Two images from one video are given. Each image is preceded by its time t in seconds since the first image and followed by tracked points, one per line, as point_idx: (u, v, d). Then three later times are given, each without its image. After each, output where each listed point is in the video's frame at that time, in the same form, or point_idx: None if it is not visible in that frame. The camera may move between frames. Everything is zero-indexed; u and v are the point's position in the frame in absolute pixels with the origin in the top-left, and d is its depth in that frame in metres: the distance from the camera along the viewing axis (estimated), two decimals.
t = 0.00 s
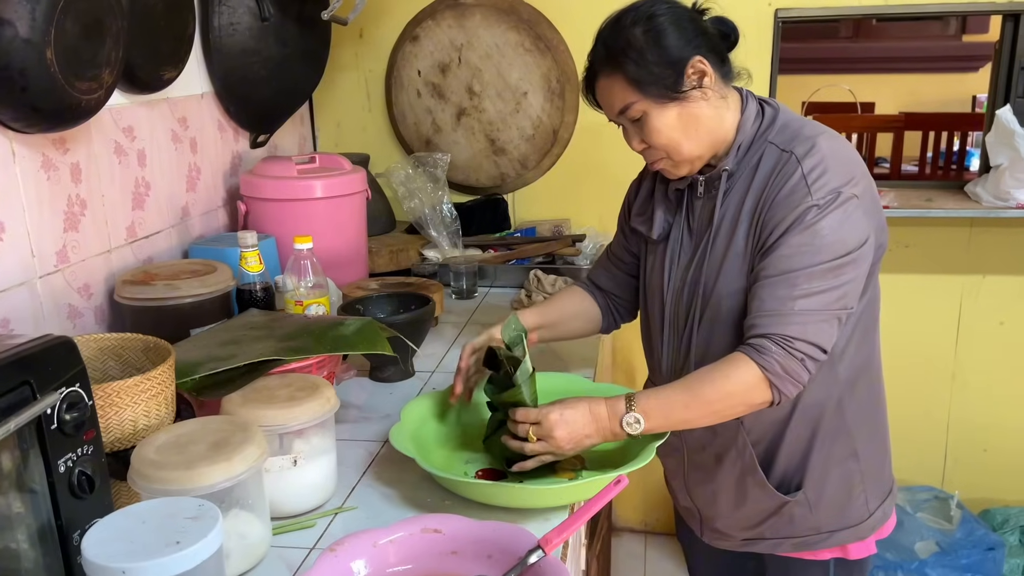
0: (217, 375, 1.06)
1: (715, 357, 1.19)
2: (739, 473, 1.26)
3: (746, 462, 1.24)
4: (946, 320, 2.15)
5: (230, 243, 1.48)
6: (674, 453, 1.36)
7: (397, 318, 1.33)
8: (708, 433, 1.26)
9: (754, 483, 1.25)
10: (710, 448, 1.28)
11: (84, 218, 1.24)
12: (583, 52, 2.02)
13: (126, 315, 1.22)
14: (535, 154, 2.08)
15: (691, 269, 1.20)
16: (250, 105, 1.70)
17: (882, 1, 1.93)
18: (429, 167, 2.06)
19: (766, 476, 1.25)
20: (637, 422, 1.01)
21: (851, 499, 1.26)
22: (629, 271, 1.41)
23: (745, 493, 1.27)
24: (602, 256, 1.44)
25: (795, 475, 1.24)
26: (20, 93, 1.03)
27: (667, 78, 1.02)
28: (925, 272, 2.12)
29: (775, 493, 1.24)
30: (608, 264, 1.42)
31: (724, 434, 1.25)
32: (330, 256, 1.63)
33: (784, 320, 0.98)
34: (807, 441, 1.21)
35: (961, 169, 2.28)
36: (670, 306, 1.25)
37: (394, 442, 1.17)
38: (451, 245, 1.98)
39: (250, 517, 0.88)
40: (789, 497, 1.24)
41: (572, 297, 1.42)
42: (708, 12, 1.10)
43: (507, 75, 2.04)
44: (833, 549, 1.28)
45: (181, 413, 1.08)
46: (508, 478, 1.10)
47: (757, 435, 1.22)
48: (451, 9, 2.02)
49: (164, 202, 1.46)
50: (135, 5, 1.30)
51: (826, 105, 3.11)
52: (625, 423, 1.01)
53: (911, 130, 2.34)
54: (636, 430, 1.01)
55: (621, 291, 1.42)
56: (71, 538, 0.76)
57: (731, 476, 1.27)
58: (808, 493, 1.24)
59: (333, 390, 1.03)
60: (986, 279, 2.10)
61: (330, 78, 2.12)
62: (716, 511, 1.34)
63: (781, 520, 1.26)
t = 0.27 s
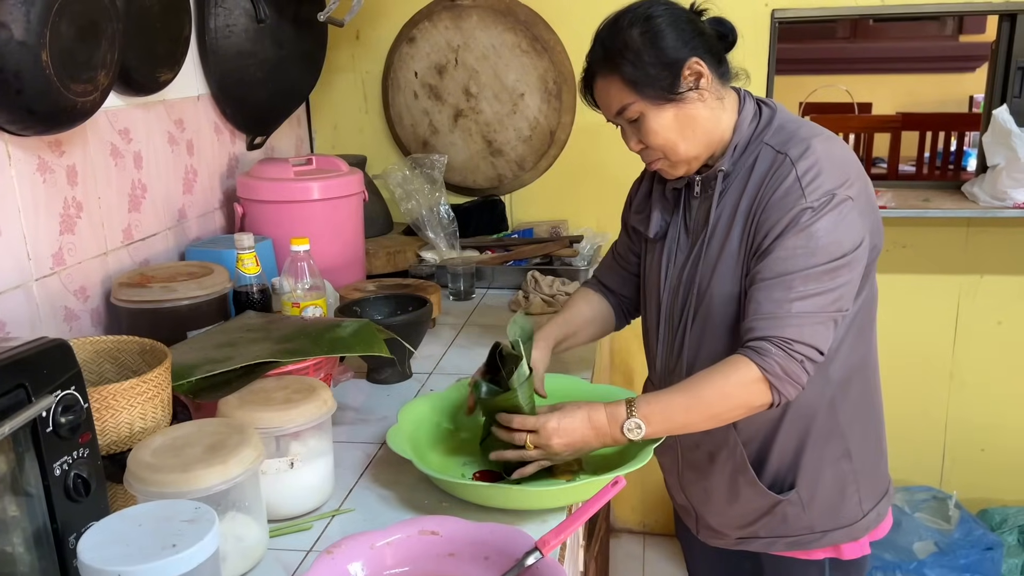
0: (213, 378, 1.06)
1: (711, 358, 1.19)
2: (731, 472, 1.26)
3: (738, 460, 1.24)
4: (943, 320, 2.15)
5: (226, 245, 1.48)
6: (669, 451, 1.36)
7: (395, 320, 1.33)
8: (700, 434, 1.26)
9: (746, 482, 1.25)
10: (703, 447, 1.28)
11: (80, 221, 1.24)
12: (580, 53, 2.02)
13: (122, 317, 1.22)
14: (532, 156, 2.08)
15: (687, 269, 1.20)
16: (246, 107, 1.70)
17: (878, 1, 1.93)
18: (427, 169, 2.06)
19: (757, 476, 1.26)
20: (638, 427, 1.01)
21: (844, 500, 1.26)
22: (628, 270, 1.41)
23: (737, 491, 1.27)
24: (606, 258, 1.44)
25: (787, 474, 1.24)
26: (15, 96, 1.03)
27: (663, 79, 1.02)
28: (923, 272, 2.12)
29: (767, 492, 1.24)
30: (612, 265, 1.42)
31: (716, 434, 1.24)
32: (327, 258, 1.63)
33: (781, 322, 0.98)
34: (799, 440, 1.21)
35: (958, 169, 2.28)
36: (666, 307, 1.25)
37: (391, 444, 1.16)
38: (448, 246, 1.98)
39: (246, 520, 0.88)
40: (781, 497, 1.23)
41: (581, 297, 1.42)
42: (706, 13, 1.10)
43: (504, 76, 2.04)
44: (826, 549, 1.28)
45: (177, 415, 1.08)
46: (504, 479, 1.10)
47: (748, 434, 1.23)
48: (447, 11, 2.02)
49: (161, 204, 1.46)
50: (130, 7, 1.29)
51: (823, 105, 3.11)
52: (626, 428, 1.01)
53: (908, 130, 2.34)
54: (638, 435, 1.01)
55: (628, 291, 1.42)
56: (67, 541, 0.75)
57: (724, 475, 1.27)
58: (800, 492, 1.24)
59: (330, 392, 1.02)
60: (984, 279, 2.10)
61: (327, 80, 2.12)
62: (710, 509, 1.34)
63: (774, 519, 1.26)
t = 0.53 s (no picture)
0: (210, 383, 1.05)
1: (711, 361, 1.19)
2: (732, 475, 1.26)
3: (740, 463, 1.23)
4: (940, 321, 2.15)
5: (223, 248, 1.48)
6: (670, 454, 1.36)
7: (392, 323, 1.33)
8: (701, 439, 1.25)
9: (748, 483, 1.24)
10: (704, 450, 1.28)
11: (77, 225, 1.24)
12: (576, 55, 2.02)
13: (119, 322, 1.22)
14: (529, 158, 2.09)
15: (687, 272, 1.20)
16: (243, 110, 1.70)
17: (874, 3, 1.93)
18: (424, 171, 2.06)
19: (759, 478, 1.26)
20: (644, 432, 0.99)
21: (844, 500, 1.26)
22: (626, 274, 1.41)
23: (739, 494, 1.27)
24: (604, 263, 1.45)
25: (789, 475, 1.25)
26: (11, 101, 1.03)
27: (659, 84, 1.02)
28: (920, 273, 2.13)
29: (770, 495, 1.24)
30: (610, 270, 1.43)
31: (717, 438, 1.24)
32: (324, 261, 1.63)
33: (785, 323, 0.98)
34: (800, 442, 1.21)
35: (955, 170, 2.28)
36: (666, 310, 1.25)
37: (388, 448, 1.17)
38: (446, 248, 1.97)
39: (243, 524, 0.88)
40: (783, 499, 1.24)
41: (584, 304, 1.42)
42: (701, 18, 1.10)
43: (501, 78, 2.04)
44: (827, 550, 1.29)
45: (174, 420, 1.08)
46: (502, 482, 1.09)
47: (749, 437, 1.23)
48: (444, 14, 2.02)
49: (158, 209, 1.46)
50: (126, 11, 1.29)
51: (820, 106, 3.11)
52: (633, 433, 0.99)
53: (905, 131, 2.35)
54: (644, 440, 0.99)
55: (628, 296, 1.42)
56: (64, 546, 0.75)
57: (725, 479, 1.27)
58: (802, 494, 1.24)
59: (327, 396, 1.02)
60: (981, 280, 2.11)
61: (324, 83, 2.12)
62: (712, 511, 1.34)
63: (776, 521, 1.26)
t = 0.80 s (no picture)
0: (209, 386, 1.06)
1: (711, 364, 1.20)
2: (735, 480, 1.26)
3: (742, 468, 1.23)
4: (939, 321, 2.16)
5: (222, 251, 1.48)
6: (671, 457, 1.36)
7: (391, 325, 1.32)
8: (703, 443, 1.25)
9: (750, 488, 1.24)
10: (707, 454, 1.28)
11: (76, 229, 1.24)
12: (574, 57, 2.03)
13: (118, 325, 1.22)
14: (528, 160, 2.09)
15: (687, 276, 1.20)
16: (241, 113, 1.70)
17: (871, 3, 1.93)
18: (422, 174, 2.06)
19: (762, 481, 1.26)
20: (643, 432, 0.99)
21: (847, 501, 1.26)
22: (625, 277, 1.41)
23: (741, 498, 1.27)
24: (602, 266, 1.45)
25: (791, 477, 1.25)
26: (9, 104, 1.03)
27: (657, 89, 1.02)
28: (918, 273, 2.13)
29: (772, 498, 1.24)
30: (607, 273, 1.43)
31: (719, 443, 1.24)
32: (323, 264, 1.63)
33: (789, 326, 0.97)
34: (803, 445, 1.21)
35: (953, 170, 2.29)
36: (666, 314, 1.25)
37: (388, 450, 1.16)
38: (445, 250, 1.97)
39: (243, 527, 0.88)
40: (786, 501, 1.24)
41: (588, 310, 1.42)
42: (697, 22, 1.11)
43: (499, 80, 2.04)
44: (830, 552, 1.28)
45: (174, 423, 1.08)
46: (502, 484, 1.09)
47: (751, 440, 1.22)
48: (442, 16, 2.02)
49: (156, 212, 1.46)
50: (124, 15, 1.30)
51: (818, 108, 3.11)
52: (631, 430, 0.99)
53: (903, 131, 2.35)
54: (642, 437, 0.99)
55: (628, 299, 1.42)
56: (64, 550, 0.75)
57: (728, 483, 1.27)
58: (804, 496, 1.24)
59: (326, 398, 1.02)
60: (979, 280, 2.11)
61: (322, 86, 2.12)
62: (715, 514, 1.34)
63: (779, 523, 1.26)
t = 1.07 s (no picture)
0: (209, 389, 1.06)
1: (710, 370, 1.20)
2: (737, 487, 1.26)
3: (743, 475, 1.23)
4: (938, 321, 2.16)
5: (221, 255, 1.48)
6: (672, 463, 1.36)
7: (391, 328, 1.33)
8: (705, 451, 1.25)
9: (752, 496, 1.24)
10: (709, 461, 1.28)
11: (75, 233, 1.24)
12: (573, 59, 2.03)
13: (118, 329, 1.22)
14: (526, 162, 2.09)
15: (684, 284, 1.20)
16: (240, 117, 1.70)
17: (869, 5, 1.94)
18: (421, 176, 2.07)
19: (763, 488, 1.26)
20: (642, 439, 0.99)
21: (850, 505, 1.26)
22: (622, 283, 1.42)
23: (744, 504, 1.27)
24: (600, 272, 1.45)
25: (793, 482, 1.25)
26: (9, 109, 1.03)
27: (650, 98, 1.02)
28: (917, 274, 2.13)
29: (773, 504, 1.24)
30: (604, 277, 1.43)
31: (720, 451, 1.24)
32: (323, 267, 1.63)
33: (790, 335, 0.97)
34: (804, 450, 1.22)
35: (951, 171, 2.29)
36: (664, 321, 1.25)
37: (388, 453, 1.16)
38: (444, 253, 1.97)
39: (244, 530, 0.88)
40: (787, 507, 1.24)
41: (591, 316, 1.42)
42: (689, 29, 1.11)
43: (498, 83, 2.04)
44: (834, 555, 1.29)
45: (174, 427, 1.08)
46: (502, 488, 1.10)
47: (751, 446, 1.22)
48: (440, 19, 2.03)
49: (155, 216, 1.46)
50: (124, 19, 1.30)
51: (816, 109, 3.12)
52: (631, 438, 0.99)
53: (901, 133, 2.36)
54: (642, 446, 0.99)
55: (626, 303, 1.42)
56: (65, 555, 0.75)
57: (730, 490, 1.27)
58: (806, 501, 1.24)
59: (326, 401, 1.02)
60: (978, 280, 2.11)
61: (321, 89, 2.12)
62: (717, 519, 1.34)
63: (781, 528, 1.26)
